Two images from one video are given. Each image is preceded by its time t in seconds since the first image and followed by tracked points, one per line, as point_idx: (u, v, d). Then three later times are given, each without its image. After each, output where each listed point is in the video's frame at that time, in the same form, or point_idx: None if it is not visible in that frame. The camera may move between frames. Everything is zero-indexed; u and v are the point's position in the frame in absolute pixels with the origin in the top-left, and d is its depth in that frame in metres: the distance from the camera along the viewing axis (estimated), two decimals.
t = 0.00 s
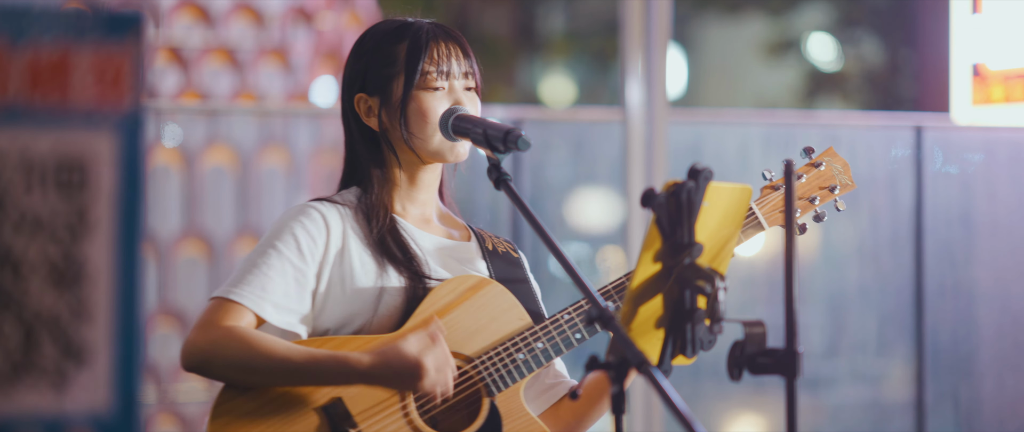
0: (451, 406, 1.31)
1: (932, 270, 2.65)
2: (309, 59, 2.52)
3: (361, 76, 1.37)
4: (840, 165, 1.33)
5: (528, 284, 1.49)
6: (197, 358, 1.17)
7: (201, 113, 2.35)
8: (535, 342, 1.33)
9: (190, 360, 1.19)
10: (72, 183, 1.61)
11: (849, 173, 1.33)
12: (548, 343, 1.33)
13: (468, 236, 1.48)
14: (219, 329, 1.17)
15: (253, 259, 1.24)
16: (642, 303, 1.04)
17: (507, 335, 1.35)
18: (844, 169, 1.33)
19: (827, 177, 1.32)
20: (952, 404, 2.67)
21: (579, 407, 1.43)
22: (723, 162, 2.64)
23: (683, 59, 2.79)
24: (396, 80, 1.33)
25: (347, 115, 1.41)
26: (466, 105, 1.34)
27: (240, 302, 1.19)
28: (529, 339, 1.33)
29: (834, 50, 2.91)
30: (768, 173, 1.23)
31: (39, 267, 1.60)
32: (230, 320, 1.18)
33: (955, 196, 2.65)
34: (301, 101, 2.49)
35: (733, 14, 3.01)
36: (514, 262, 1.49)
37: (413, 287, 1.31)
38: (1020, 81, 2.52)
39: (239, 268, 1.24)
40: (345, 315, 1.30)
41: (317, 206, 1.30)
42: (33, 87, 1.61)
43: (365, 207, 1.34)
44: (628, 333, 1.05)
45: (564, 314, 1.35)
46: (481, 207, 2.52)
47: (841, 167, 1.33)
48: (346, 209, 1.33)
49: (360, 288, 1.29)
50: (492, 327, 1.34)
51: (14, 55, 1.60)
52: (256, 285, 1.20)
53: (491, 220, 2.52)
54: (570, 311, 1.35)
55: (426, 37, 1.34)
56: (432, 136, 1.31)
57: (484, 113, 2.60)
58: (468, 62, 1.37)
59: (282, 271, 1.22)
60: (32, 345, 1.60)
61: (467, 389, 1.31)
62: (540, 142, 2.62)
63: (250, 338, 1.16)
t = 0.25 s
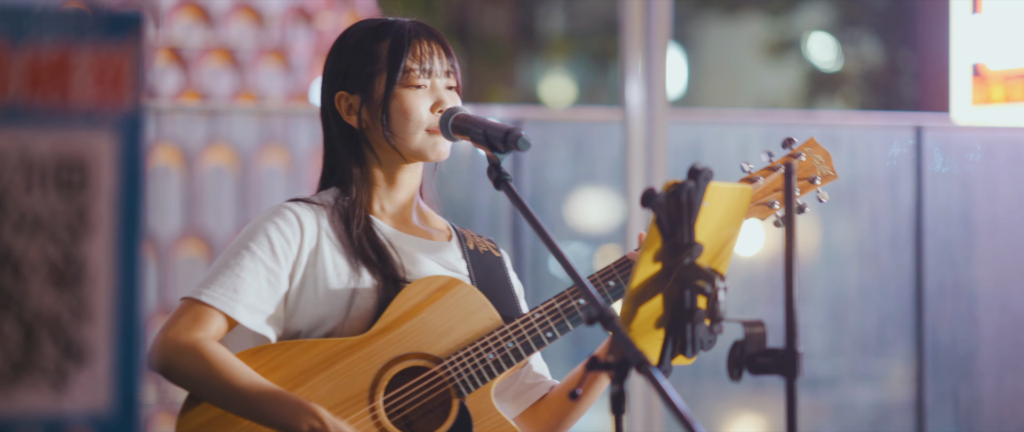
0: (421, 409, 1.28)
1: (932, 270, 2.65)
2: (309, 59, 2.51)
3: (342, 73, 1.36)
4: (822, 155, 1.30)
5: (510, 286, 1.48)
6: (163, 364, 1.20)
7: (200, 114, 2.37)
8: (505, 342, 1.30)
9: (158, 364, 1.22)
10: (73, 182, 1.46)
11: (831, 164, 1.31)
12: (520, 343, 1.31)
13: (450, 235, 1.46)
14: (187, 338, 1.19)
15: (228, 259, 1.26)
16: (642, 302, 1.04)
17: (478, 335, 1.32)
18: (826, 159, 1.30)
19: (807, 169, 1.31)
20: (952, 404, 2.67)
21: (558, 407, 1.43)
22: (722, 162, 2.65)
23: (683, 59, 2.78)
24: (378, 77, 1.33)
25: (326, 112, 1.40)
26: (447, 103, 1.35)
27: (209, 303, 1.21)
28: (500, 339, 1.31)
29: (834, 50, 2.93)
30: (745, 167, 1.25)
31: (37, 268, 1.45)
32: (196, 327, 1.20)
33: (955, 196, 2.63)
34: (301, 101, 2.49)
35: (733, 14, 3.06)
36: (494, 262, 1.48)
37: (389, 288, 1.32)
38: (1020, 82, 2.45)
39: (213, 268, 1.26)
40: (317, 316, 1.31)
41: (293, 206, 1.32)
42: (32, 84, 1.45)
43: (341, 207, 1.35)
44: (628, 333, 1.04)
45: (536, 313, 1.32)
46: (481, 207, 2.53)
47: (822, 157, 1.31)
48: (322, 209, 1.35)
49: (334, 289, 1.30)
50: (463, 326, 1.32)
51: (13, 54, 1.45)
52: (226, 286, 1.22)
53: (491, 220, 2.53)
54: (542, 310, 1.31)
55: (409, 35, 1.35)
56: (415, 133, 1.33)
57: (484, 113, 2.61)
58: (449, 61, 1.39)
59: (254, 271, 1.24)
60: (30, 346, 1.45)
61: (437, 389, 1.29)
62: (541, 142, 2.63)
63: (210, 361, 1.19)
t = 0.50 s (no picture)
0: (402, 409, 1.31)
1: (932, 270, 2.65)
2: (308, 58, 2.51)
3: (321, 72, 1.36)
4: (793, 138, 1.33)
5: (485, 281, 1.50)
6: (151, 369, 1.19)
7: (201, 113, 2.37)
8: (486, 338, 1.32)
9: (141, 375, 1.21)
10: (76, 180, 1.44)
11: (802, 147, 1.33)
12: (500, 339, 1.32)
13: (423, 234, 1.48)
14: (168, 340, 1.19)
15: (202, 262, 1.25)
16: (642, 303, 1.04)
17: (458, 330, 1.34)
18: (797, 141, 1.33)
19: (780, 152, 1.32)
20: (952, 403, 2.67)
21: (541, 397, 1.44)
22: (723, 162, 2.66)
23: (683, 59, 2.77)
24: (359, 78, 1.34)
25: (301, 109, 1.39)
26: (427, 105, 1.38)
27: (186, 307, 1.21)
28: (480, 335, 1.32)
29: (834, 50, 2.91)
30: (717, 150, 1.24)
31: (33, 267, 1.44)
32: (177, 330, 1.20)
33: (955, 196, 2.64)
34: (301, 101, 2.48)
35: (733, 14, 3.05)
36: (468, 257, 1.50)
37: (365, 288, 1.33)
38: (1021, 81, 2.46)
39: (188, 271, 1.26)
40: (295, 318, 1.31)
41: (268, 208, 1.31)
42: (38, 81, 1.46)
43: (314, 207, 1.35)
44: (627, 333, 1.04)
45: (516, 307, 1.34)
46: (481, 207, 2.53)
47: (794, 140, 1.33)
48: (294, 210, 1.34)
49: (311, 291, 1.30)
50: (443, 323, 1.33)
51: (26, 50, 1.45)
52: (202, 289, 1.22)
53: (491, 220, 2.52)
54: (521, 304, 1.33)
55: (390, 35, 1.36)
56: (397, 133, 1.34)
57: (484, 113, 2.61)
58: (427, 62, 1.40)
59: (230, 273, 1.24)
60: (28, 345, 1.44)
61: (420, 388, 1.31)
62: (540, 142, 2.63)
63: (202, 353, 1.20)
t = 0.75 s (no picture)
0: (399, 409, 1.33)
1: (932, 269, 2.65)
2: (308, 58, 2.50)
3: (304, 69, 1.36)
4: (762, 121, 1.38)
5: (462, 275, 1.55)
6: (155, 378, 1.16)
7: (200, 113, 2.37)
8: (479, 334, 1.37)
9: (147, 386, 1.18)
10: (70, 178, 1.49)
11: (770, 128, 1.39)
12: (493, 334, 1.38)
13: (398, 231, 1.53)
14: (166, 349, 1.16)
15: (191, 271, 1.22)
16: (642, 303, 1.04)
17: (451, 328, 1.38)
18: (766, 124, 1.39)
19: (750, 135, 1.38)
20: (952, 404, 2.65)
21: (536, 381, 1.51)
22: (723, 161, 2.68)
23: (683, 59, 2.76)
24: (344, 75, 1.34)
25: (282, 107, 1.39)
26: (409, 104, 1.39)
27: (182, 319, 1.18)
28: (473, 331, 1.37)
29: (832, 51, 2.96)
30: (689, 137, 1.23)
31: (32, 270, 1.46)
32: (176, 340, 1.17)
33: (956, 196, 2.62)
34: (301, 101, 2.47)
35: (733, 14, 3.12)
36: (443, 252, 1.55)
37: (352, 289, 1.34)
38: (1021, 81, 2.42)
39: (177, 281, 1.22)
40: (286, 322, 1.30)
41: (254, 213, 1.30)
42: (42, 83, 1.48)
43: (297, 209, 1.34)
44: (628, 333, 1.04)
45: (506, 303, 1.39)
46: (481, 207, 2.53)
47: (762, 123, 1.39)
48: (278, 213, 1.34)
49: (301, 294, 1.30)
50: (436, 321, 1.38)
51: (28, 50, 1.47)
52: (199, 300, 1.19)
53: (491, 220, 2.53)
54: (511, 299, 1.39)
55: (376, 33, 1.37)
56: (381, 133, 1.36)
57: (484, 113, 2.61)
58: (408, 60, 1.42)
59: (224, 281, 1.21)
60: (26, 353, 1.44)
61: (417, 388, 1.33)
62: (541, 142, 2.63)
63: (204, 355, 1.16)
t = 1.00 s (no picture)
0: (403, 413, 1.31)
1: (932, 269, 2.65)
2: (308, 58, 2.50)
3: (302, 65, 1.35)
4: (747, 122, 1.40)
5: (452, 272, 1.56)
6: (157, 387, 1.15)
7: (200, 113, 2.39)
8: (480, 335, 1.36)
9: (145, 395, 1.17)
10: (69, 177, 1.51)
11: (756, 129, 1.40)
12: (493, 336, 1.37)
13: (386, 228, 1.53)
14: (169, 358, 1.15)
15: (190, 277, 1.20)
16: (642, 302, 1.05)
17: (452, 331, 1.37)
18: (752, 125, 1.40)
19: (737, 136, 1.39)
20: (952, 404, 2.65)
21: (526, 376, 1.51)
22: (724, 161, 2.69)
23: (682, 59, 2.77)
24: (342, 73, 1.35)
25: (278, 102, 1.38)
26: (404, 104, 1.40)
27: (186, 326, 1.16)
28: (474, 332, 1.36)
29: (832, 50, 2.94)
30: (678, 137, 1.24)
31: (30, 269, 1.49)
32: (179, 347, 1.16)
33: (956, 196, 2.63)
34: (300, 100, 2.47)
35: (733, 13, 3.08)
36: (433, 249, 1.55)
37: (348, 290, 1.34)
38: (1021, 81, 2.45)
39: (175, 289, 1.20)
40: (285, 325, 1.30)
41: (248, 215, 1.28)
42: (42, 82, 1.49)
43: (291, 211, 1.33)
44: (628, 333, 1.04)
45: (505, 304, 1.40)
46: (481, 207, 2.53)
47: (748, 123, 1.40)
48: (272, 214, 1.32)
49: (300, 296, 1.30)
50: (437, 324, 1.37)
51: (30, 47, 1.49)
52: (200, 306, 1.17)
53: (491, 220, 2.53)
54: (510, 301, 1.39)
55: (374, 32, 1.38)
56: (376, 132, 1.36)
57: (484, 113, 2.61)
58: (405, 60, 1.42)
59: (225, 287, 1.20)
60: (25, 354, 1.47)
61: (420, 391, 1.31)
62: (541, 142, 2.63)
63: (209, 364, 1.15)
